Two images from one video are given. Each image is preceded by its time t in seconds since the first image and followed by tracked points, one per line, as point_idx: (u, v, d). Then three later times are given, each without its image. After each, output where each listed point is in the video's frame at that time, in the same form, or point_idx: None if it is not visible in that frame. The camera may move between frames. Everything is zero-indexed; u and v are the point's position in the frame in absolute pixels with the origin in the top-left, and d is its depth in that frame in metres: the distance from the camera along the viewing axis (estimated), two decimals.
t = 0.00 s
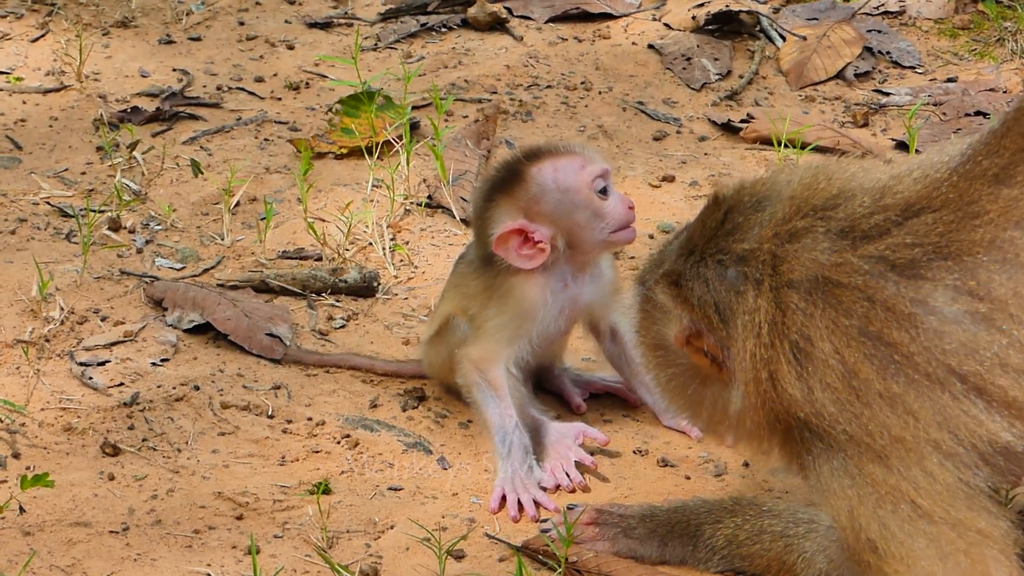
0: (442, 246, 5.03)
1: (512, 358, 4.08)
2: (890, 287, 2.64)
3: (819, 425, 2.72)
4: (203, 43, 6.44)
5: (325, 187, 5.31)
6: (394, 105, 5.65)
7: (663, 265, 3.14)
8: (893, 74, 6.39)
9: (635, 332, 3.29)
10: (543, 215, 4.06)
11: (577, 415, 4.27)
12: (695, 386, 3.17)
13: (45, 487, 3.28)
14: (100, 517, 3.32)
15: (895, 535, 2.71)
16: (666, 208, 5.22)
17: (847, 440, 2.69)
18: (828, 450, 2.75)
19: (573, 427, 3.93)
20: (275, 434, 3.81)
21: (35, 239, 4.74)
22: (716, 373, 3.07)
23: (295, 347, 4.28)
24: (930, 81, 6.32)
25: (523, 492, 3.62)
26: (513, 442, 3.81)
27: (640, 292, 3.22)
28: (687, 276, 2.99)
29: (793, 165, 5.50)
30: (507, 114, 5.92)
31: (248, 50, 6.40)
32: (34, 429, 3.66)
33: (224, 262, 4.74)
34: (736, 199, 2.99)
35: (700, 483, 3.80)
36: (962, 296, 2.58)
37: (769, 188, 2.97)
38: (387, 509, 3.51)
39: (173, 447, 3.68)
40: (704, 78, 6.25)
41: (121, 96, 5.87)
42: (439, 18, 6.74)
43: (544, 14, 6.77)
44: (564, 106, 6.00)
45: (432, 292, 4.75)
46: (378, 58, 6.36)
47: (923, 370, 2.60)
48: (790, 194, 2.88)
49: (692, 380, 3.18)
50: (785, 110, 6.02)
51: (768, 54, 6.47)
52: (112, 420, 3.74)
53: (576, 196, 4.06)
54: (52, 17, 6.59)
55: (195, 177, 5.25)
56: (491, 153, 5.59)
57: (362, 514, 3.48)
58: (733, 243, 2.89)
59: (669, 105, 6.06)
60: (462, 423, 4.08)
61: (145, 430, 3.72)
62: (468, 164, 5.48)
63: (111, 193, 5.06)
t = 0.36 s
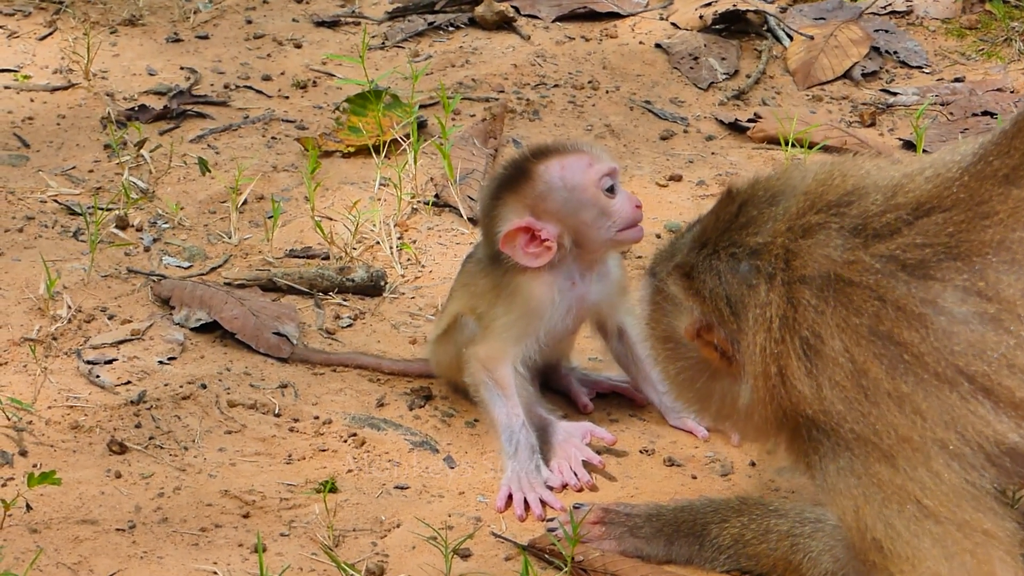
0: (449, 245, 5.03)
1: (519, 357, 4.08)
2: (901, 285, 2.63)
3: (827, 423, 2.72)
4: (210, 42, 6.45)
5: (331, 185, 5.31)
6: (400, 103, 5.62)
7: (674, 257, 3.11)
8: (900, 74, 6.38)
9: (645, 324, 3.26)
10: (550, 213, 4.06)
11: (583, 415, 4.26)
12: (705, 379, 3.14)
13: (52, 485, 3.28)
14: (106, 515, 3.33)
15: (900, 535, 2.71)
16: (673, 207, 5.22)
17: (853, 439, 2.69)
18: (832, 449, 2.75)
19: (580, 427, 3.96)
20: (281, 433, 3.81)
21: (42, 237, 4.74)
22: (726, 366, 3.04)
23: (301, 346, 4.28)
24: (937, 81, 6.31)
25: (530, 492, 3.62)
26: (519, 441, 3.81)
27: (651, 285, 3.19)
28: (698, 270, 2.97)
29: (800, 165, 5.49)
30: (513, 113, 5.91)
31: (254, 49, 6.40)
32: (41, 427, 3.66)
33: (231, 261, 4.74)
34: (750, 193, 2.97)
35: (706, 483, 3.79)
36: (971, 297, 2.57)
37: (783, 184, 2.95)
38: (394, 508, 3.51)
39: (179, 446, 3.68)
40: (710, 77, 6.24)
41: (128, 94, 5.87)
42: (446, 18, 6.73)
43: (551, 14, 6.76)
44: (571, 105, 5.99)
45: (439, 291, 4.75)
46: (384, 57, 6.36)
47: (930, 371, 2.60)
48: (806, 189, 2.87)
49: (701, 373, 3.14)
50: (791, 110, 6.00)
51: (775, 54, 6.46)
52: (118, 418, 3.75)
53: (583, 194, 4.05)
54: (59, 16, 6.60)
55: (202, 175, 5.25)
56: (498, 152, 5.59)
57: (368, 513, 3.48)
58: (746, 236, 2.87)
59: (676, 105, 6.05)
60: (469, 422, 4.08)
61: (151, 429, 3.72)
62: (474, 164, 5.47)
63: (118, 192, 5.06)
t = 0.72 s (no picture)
0: (449, 245, 5.03)
1: (521, 357, 4.08)
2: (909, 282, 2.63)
3: (833, 418, 2.73)
4: (210, 42, 6.45)
5: (331, 185, 5.31)
6: (400, 104, 5.60)
7: (684, 250, 3.11)
8: (900, 75, 6.37)
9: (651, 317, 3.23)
10: (545, 214, 4.06)
11: (583, 415, 4.26)
12: (711, 373, 3.11)
13: (51, 485, 3.28)
14: (106, 515, 3.32)
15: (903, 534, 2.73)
16: (673, 207, 5.22)
17: (859, 434, 2.70)
18: (838, 446, 2.77)
19: (580, 427, 3.96)
20: (281, 433, 3.81)
21: (42, 237, 4.74)
22: (733, 360, 3.02)
23: (301, 346, 4.27)
24: (937, 81, 6.31)
25: (530, 492, 3.62)
26: (519, 441, 3.81)
27: (657, 280, 3.18)
28: (708, 262, 2.96)
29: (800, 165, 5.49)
30: (513, 114, 5.91)
31: (255, 49, 6.40)
32: (41, 426, 3.66)
33: (230, 261, 4.74)
34: (761, 188, 2.97)
35: (706, 483, 3.79)
36: (979, 295, 2.57)
37: (794, 178, 2.95)
38: (395, 508, 3.51)
39: (179, 446, 3.68)
40: (711, 78, 6.24)
41: (128, 94, 5.87)
42: (446, 18, 6.73)
43: (551, 14, 6.76)
44: (571, 106, 5.99)
45: (439, 291, 4.75)
46: (384, 58, 6.36)
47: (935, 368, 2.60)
48: (817, 183, 2.87)
49: (707, 367, 3.12)
50: (791, 111, 6.00)
51: (775, 55, 6.45)
52: (118, 418, 3.74)
53: (577, 195, 4.04)
54: (59, 16, 6.60)
55: (202, 175, 5.25)
56: (498, 152, 5.59)
57: (368, 512, 3.48)
58: (756, 228, 2.86)
59: (676, 105, 6.05)
60: (468, 422, 4.08)
61: (151, 429, 3.72)
62: (474, 164, 5.47)
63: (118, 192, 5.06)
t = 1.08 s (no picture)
0: (444, 245, 5.03)
1: (516, 357, 4.08)
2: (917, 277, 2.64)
3: (836, 409, 2.73)
4: (207, 40, 6.44)
5: (328, 184, 5.31)
6: (397, 103, 5.66)
7: (699, 226, 3.11)
8: (897, 77, 6.38)
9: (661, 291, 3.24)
10: (541, 215, 4.06)
11: (578, 416, 4.26)
12: (715, 351, 3.11)
13: (45, 482, 3.28)
14: (99, 512, 3.33)
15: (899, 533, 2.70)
16: (669, 209, 5.23)
17: (860, 427, 2.69)
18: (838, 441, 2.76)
19: (574, 428, 3.96)
20: (275, 432, 3.81)
21: (37, 235, 4.74)
22: (740, 339, 3.01)
23: (296, 346, 4.27)
24: (934, 84, 6.32)
25: (524, 492, 3.62)
26: (513, 441, 3.82)
27: (671, 251, 3.18)
28: (725, 240, 2.96)
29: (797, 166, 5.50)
30: (510, 114, 5.91)
31: (252, 48, 6.40)
32: (35, 424, 3.66)
33: (226, 259, 4.74)
34: (783, 170, 2.98)
35: (699, 484, 3.79)
36: (982, 292, 2.60)
37: (814, 164, 2.97)
38: (388, 508, 3.51)
39: (173, 444, 3.68)
40: (708, 79, 6.25)
41: (125, 92, 5.87)
42: (444, 17, 6.73)
43: (549, 14, 6.76)
44: (568, 106, 5.99)
45: (434, 291, 4.75)
46: (382, 57, 6.36)
47: (938, 363, 2.61)
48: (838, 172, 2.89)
49: (712, 344, 3.12)
50: (788, 113, 6.01)
51: (773, 57, 6.47)
52: (112, 416, 3.74)
53: (573, 196, 4.05)
54: (56, 13, 6.60)
55: (198, 174, 5.25)
56: (494, 152, 5.59)
57: (361, 512, 3.49)
58: (776, 209, 2.87)
59: (673, 106, 6.06)
60: (462, 422, 4.08)
61: (145, 427, 3.72)
62: (470, 164, 5.47)
63: (114, 189, 5.06)
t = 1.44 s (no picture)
0: (412, 246, 5.05)
1: (485, 358, 4.11)
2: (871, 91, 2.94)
3: (767, 204, 3.02)
4: (177, 41, 6.43)
5: (296, 186, 5.32)
6: (366, 106, 5.72)
7: None
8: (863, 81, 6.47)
9: (629, 36, 3.42)
10: (510, 217, 4.10)
11: (546, 418, 4.30)
12: (661, 61, 3.34)
13: (12, 485, 3.28)
14: (66, 514, 3.34)
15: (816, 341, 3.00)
16: (637, 211, 5.30)
17: (785, 235, 2.98)
18: (759, 235, 3.04)
19: (542, 430, 4.00)
20: (243, 433, 3.82)
21: (5, 236, 4.72)
22: (687, 50, 3.23)
23: (264, 347, 4.28)
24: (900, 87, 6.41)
25: (491, 494, 3.65)
26: (482, 443, 3.86)
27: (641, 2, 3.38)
28: None
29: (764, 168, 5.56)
30: (479, 115, 5.94)
31: (222, 48, 6.39)
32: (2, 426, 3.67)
33: (194, 261, 4.74)
34: None
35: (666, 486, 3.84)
36: (924, 121, 2.92)
37: None
38: (355, 510, 3.53)
39: (141, 445, 3.68)
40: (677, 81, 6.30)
41: (94, 92, 5.85)
42: (414, 19, 6.75)
43: (519, 16, 6.80)
44: (537, 108, 6.03)
45: (403, 293, 4.77)
46: (351, 58, 6.37)
47: (869, 177, 2.93)
48: None
49: (659, 54, 3.35)
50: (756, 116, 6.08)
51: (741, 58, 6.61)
52: (79, 417, 3.75)
53: (542, 197, 4.09)
54: (25, 13, 6.57)
55: (167, 174, 5.25)
56: (463, 154, 5.62)
57: (328, 514, 3.51)
58: None
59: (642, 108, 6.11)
60: (430, 424, 4.10)
61: (112, 428, 3.73)
62: (439, 165, 5.50)
63: (82, 190, 5.04)
